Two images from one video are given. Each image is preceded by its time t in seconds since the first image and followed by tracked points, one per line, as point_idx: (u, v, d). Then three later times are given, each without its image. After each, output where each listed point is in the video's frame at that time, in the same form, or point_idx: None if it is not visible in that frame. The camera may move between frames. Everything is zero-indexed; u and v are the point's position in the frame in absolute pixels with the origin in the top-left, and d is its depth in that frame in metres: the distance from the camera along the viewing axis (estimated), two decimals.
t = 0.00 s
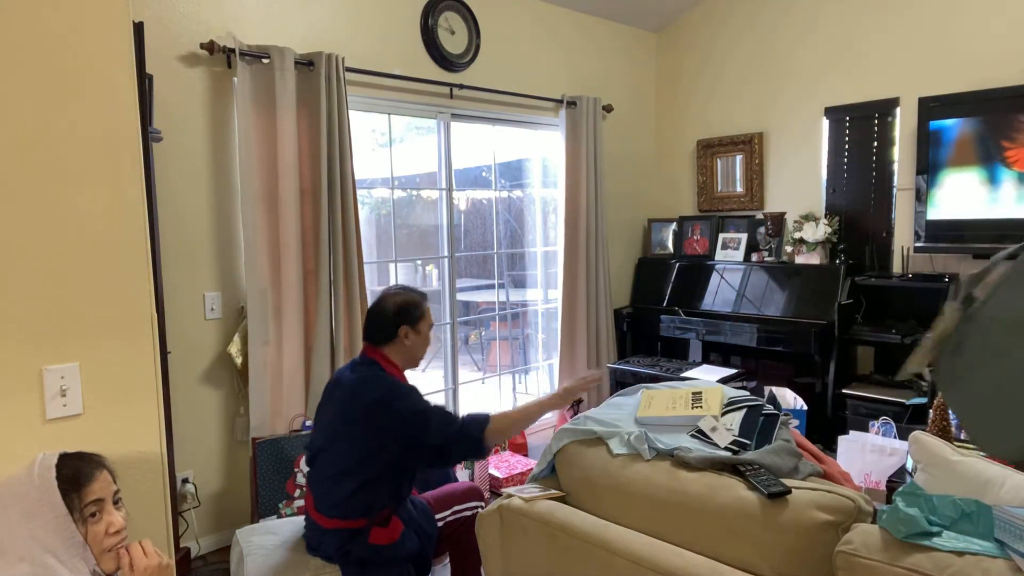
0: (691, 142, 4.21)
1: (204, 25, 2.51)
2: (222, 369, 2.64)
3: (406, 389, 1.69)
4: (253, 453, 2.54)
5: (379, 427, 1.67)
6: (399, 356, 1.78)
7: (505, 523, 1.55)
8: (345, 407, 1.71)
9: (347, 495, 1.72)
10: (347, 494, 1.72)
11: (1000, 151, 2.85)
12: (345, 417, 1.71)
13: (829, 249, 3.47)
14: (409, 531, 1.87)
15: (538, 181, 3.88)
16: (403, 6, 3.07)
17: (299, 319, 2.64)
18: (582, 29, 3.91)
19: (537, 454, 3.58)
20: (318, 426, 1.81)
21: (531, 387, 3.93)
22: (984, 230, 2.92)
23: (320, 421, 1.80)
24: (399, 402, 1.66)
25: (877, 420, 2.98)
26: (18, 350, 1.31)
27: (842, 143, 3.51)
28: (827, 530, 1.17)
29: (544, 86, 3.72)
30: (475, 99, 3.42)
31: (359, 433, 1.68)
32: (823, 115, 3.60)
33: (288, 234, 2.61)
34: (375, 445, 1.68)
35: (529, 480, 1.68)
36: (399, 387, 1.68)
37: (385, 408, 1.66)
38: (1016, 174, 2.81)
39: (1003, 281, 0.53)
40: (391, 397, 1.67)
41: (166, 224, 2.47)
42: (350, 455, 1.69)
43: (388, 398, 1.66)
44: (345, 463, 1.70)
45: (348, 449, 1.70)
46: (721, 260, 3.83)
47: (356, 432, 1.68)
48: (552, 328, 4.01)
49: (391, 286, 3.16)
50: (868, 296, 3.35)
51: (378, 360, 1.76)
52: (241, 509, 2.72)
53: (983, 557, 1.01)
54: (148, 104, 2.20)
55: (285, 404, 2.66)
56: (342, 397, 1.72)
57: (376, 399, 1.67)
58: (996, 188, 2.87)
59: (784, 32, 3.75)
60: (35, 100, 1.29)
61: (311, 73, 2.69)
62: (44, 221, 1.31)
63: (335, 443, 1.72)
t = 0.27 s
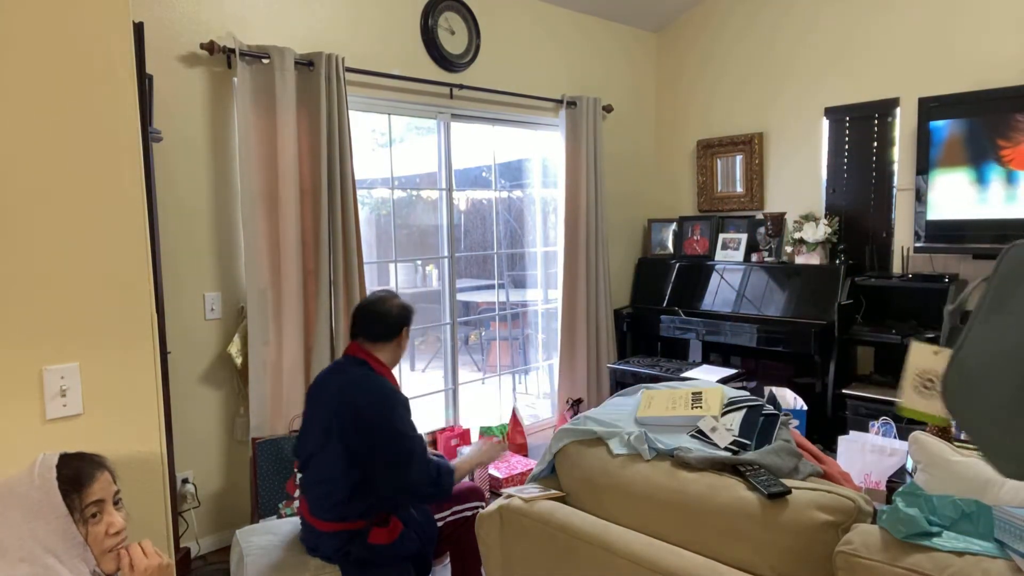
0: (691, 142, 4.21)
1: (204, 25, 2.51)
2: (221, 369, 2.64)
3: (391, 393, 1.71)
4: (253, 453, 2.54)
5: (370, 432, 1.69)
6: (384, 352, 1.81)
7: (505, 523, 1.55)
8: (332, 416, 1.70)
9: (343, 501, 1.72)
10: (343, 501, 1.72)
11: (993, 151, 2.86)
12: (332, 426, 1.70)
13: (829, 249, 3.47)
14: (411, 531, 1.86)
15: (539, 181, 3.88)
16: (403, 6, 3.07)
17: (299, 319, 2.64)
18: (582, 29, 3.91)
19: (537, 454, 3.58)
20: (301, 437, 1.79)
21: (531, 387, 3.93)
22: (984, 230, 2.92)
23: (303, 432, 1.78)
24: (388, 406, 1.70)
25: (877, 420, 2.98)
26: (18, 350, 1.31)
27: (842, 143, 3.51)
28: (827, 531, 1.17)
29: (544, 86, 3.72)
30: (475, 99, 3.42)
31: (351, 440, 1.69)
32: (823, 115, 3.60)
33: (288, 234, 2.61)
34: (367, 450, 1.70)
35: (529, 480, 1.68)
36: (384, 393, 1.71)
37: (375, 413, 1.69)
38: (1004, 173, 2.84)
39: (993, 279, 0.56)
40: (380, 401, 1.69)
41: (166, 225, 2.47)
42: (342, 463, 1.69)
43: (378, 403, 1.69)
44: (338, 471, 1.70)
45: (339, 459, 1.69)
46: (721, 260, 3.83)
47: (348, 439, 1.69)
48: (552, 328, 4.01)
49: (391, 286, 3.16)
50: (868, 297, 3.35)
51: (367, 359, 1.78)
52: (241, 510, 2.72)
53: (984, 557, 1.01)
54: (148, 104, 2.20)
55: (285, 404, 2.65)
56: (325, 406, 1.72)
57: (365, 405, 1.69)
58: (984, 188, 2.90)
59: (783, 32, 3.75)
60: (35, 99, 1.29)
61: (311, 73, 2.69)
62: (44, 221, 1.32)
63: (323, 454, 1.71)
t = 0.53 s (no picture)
0: (691, 142, 4.21)
1: (204, 25, 2.51)
2: (221, 369, 2.64)
3: (387, 386, 1.79)
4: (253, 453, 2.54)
5: (369, 425, 1.75)
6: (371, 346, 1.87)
7: (505, 523, 1.55)
8: (330, 410, 1.76)
9: (344, 494, 1.78)
10: (343, 494, 1.78)
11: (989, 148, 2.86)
12: (330, 420, 1.76)
13: (829, 249, 3.47)
14: (410, 531, 1.93)
15: (538, 181, 3.88)
16: (404, 6, 3.07)
17: (299, 319, 2.64)
18: (582, 29, 3.90)
19: (537, 454, 3.58)
20: (295, 434, 1.82)
21: (531, 388, 3.93)
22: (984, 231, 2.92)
23: (296, 429, 1.82)
24: (385, 399, 1.77)
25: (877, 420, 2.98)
26: (19, 350, 1.31)
27: (842, 144, 3.51)
28: (827, 531, 1.17)
29: (544, 86, 3.72)
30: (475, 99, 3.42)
31: (351, 432, 1.76)
32: (823, 115, 3.60)
33: (288, 234, 2.61)
34: (366, 443, 1.77)
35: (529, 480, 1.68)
36: (381, 386, 1.78)
37: (373, 406, 1.76)
38: (992, 173, 2.87)
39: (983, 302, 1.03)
40: (377, 394, 1.76)
41: (166, 225, 2.47)
42: (343, 456, 1.76)
43: (375, 396, 1.76)
44: (339, 464, 1.76)
45: (339, 451, 1.76)
46: (721, 260, 3.83)
47: (348, 432, 1.76)
48: (552, 328, 4.01)
49: (391, 286, 3.16)
50: (867, 297, 3.35)
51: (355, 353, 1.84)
52: (242, 509, 2.72)
53: (984, 557, 1.01)
54: (148, 103, 2.20)
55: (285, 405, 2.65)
56: (322, 401, 1.77)
57: (364, 398, 1.76)
58: (973, 188, 2.93)
59: (784, 32, 3.75)
60: (35, 100, 1.29)
61: (311, 73, 2.69)
62: (44, 222, 1.32)
63: (323, 448, 1.76)
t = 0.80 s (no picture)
0: (691, 142, 4.21)
1: (204, 25, 2.51)
2: (222, 369, 2.64)
3: (384, 381, 1.84)
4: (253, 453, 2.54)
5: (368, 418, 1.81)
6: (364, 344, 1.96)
7: (505, 523, 1.55)
8: (329, 405, 1.82)
9: (343, 486, 1.84)
10: (342, 486, 1.84)
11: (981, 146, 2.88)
12: (329, 414, 1.82)
13: (829, 249, 3.47)
14: (410, 524, 2.01)
15: (538, 182, 3.88)
16: (404, 6, 3.07)
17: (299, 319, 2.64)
18: (582, 29, 3.90)
19: (537, 454, 3.58)
20: (290, 430, 1.86)
21: (531, 388, 3.93)
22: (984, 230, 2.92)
23: (291, 425, 1.85)
24: (382, 393, 1.83)
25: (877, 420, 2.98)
26: (18, 349, 1.31)
27: (842, 144, 3.51)
28: (826, 531, 1.17)
29: (544, 86, 3.72)
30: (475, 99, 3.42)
31: (350, 426, 1.82)
32: (823, 115, 3.60)
33: (288, 234, 2.61)
34: (364, 436, 1.83)
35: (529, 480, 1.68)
36: (380, 382, 1.84)
37: (371, 400, 1.82)
38: (981, 173, 2.90)
39: None
40: (374, 389, 1.82)
41: (166, 225, 2.47)
42: (342, 449, 1.82)
43: (373, 391, 1.82)
44: (338, 457, 1.81)
45: (339, 445, 1.82)
46: (721, 260, 3.83)
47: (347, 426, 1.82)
48: (552, 329, 4.01)
49: (391, 286, 3.16)
50: (868, 297, 3.35)
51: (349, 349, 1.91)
52: (242, 510, 2.72)
53: (984, 557, 1.01)
54: (148, 103, 2.20)
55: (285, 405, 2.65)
56: (321, 396, 1.82)
57: (362, 392, 1.82)
58: (962, 188, 2.96)
59: (784, 32, 3.75)
60: (35, 100, 1.29)
61: (311, 73, 2.69)
62: (44, 221, 1.32)
63: (321, 442, 1.81)
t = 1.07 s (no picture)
0: (692, 142, 4.21)
1: (204, 25, 2.51)
2: (222, 369, 2.64)
3: (375, 374, 1.89)
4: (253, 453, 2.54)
5: (362, 411, 1.85)
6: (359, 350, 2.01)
7: (505, 523, 1.55)
8: (324, 399, 1.85)
9: (342, 479, 1.87)
10: (341, 479, 1.87)
11: (969, 146, 2.92)
12: (325, 409, 1.85)
13: (829, 249, 3.47)
14: (409, 519, 2.02)
15: (538, 182, 3.88)
16: (404, 6, 3.07)
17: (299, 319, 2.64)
18: (582, 29, 3.90)
19: (537, 454, 3.58)
20: (286, 429, 1.90)
21: (531, 388, 3.93)
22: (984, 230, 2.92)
23: (289, 424, 1.89)
24: (374, 386, 1.87)
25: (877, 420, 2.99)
26: (18, 349, 1.31)
27: (842, 143, 3.51)
28: (826, 531, 1.17)
29: (544, 86, 3.72)
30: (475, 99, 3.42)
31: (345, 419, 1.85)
32: (823, 115, 3.60)
33: (288, 235, 2.61)
34: (360, 429, 1.86)
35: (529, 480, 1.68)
36: (372, 376, 1.88)
37: (364, 393, 1.86)
38: (969, 173, 2.94)
39: None
40: (366, 382, 1.86)
41: (167, 224, 2.47)
42: (339, 442, 1.85)
43: (365, 384, 1.86)
44: (335, 450, 1.85)
45: (336, 439, 1.85)
46: (721, 260, 3.83)
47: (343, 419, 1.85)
48: (552, 328, 4.01)
49: (391, 286, 3.16)
50: (867, 297, 3.35)
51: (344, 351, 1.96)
52: (242, 510, 2.72)
53: (984, 558, 1.01)
54: (148, 103, 2.20)
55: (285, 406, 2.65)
56: (315, 392, 1.86)
57: (354, 386, 1.86)
58: (950, 188, 3.00)
59: (784, 33, 3.75)
60: (35, 100, 1.29)
61: (311, 73, 2.69)
62: (45, 222, 1.32)
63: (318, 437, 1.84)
